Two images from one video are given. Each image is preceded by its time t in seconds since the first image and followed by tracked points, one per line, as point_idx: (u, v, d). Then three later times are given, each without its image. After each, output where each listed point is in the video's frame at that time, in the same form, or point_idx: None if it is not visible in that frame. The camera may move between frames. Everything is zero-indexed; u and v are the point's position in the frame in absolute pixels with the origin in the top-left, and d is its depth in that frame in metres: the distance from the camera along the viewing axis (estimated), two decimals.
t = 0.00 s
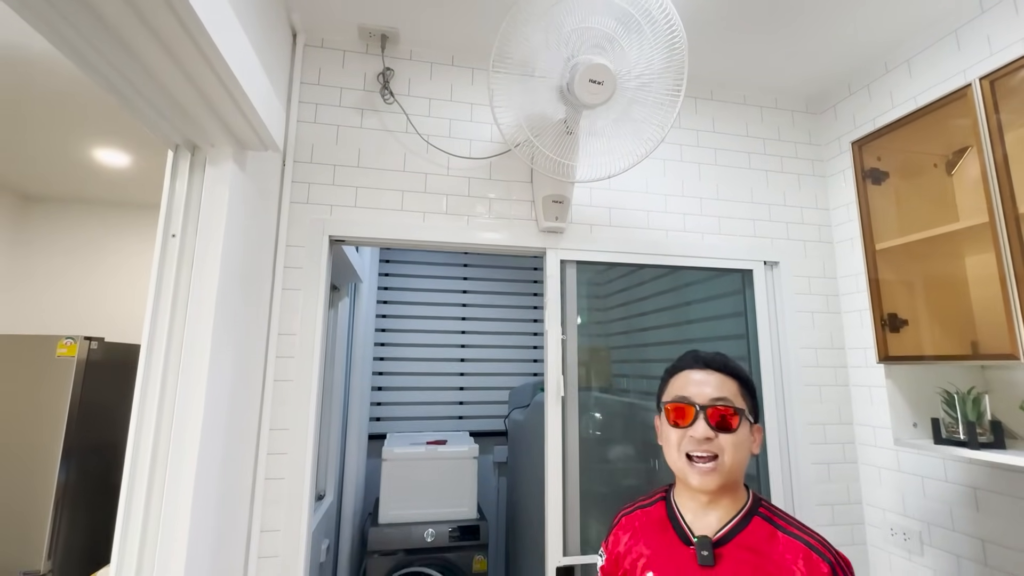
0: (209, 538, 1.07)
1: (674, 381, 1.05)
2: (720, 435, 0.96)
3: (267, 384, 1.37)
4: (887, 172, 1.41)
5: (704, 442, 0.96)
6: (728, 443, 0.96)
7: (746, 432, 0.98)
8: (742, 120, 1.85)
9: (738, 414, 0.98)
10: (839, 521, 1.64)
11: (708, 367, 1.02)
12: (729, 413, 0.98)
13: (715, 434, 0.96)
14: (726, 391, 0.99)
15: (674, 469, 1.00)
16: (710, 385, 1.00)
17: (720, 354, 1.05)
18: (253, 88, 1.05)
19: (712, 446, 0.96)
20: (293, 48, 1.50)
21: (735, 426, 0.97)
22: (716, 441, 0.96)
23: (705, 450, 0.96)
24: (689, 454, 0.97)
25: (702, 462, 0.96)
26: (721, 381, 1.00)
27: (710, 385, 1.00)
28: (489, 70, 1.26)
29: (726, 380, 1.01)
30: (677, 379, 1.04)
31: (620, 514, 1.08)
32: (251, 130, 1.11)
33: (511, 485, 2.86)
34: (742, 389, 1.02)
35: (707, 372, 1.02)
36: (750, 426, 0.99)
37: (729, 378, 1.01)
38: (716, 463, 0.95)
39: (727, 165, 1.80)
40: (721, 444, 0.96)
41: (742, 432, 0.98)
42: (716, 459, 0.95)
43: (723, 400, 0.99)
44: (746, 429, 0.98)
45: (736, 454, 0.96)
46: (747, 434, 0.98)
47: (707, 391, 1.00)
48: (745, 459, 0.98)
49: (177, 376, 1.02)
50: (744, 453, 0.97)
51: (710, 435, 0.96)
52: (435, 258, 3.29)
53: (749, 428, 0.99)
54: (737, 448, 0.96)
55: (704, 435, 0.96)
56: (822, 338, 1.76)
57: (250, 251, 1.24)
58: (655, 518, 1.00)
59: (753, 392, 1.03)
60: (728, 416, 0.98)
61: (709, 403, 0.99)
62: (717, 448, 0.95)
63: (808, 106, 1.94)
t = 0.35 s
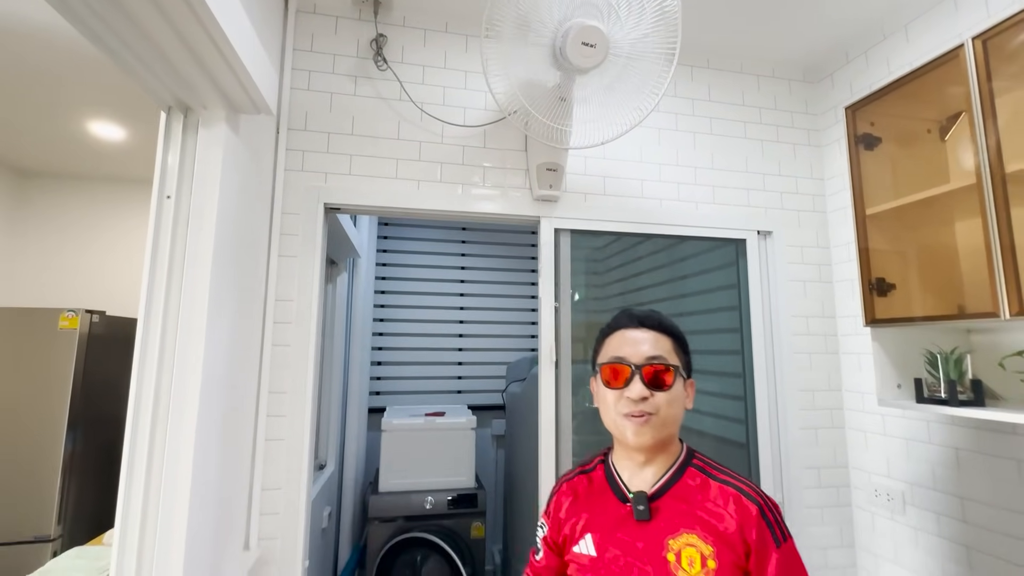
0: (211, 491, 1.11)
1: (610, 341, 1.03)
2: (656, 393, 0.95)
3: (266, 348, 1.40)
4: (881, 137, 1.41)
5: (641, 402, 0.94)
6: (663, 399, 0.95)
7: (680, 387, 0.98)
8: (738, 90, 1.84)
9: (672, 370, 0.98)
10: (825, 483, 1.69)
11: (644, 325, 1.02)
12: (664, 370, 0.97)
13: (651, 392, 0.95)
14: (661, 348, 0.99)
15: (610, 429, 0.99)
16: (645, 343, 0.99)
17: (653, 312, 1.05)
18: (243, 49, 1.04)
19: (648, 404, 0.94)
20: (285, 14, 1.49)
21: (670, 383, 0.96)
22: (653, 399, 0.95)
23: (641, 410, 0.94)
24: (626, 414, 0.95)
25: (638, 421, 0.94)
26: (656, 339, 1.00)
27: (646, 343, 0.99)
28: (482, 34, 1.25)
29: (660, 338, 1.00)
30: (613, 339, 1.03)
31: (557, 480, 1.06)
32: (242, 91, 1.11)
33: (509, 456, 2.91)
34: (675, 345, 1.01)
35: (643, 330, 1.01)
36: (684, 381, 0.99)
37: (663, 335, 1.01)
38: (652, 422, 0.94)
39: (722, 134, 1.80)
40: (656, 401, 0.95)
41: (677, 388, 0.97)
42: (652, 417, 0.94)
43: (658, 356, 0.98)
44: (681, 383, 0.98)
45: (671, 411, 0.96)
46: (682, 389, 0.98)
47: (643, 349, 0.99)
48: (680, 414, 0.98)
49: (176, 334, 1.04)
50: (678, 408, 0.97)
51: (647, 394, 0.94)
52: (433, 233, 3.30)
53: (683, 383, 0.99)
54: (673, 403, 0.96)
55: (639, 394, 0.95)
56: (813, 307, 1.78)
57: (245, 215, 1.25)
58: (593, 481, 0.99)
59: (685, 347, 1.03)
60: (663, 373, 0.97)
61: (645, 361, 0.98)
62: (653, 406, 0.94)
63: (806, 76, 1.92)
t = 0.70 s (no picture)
0: (213, 454, 1.19)
1: (542, 327, 0.97)
2: (592, 377, 0.92)
3: (262, 323, 1.47)
4: (851, 119, 1.48)
5: (580, 389, 0.92)
6: (600, 380, 0.93)
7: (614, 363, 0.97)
8: (722, 71, 1.87)
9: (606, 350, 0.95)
10: (798, 451, 1.78)
11: (574, 307, 0.97)
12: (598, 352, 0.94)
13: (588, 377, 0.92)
14: (593, 330, 0.95)
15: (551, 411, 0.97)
16: (577, 327, 0.94)
17: (582, 287, 1.00)
18: (232, 35, 1.09)
19: (584, 389, 0.92)
20: None
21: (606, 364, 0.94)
22: (591, 383, 0.92)
23: (578, 396, 0.92)
24: (564, 400, 0.93)
25: (576, 405, 0.93)
26: (588, 320, 0.95)
27: (579, 328, 0.94)
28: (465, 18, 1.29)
29: (591, 317, 0.96)
30: (545, 324, 0.97)
31: (504, 435, 1.11)
32: (233, 76, 1.16)
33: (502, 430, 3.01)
34: (605, 321, 0.98)
35: (574, 313, 0.96)
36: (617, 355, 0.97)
37: (593, 314, 0.97)
38: (590, 404, 0.93)
39: (705, 115, 1.84)
40: (593, 384, 0.93)
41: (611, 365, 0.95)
42: (589, 400, 0.93)
43: (592, 340, 0.94)
44: (615, 359, 0.97)
45: (608, 389, 0.94)
46: (616, 363, 0.97)
47: (577, 335, 0.94)
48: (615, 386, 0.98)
49: (176, 307, 1.11)
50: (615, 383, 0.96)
51: (585, 381, 0.92)
52: (428, 214, 3.34)
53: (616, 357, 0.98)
54: (611, 381, 0.95)
55: (575, 381, 0.92)
56: (791, 285, 1.84)
57: (238, 196, 1.31)
58: (540, 442, 1.04)
59: (615, 319, 1.00)
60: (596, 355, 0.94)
61: (579, 347, 0.93)
62: (590, 389, 0.93)
63: (790, 57, 1.95)
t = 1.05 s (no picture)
0: (218, 418, 1.29)
1: (525, 299, 0.96)
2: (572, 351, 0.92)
3: (262, 300, 1.56)
4: (820, 104, 1.55)
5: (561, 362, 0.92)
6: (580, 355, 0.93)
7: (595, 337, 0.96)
8: (705, 55, 1.92)
9: (587, 324, 0.94)
10: (770, 421, 1.88)
11: (559, 281, 0.95)
12: (580, 326, 0.93)
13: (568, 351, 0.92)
14: (576, 305, 0.93)
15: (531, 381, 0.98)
16: (560, 302, 0.93)
17: (568, 260, 0.98)
18: (226, 25, 1.15)
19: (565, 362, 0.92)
20: None
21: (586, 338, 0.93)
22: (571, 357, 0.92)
23: (558, 368, 0.92)
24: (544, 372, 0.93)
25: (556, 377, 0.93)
26: (571, 295, 0.94)
27: (562, 302, 0.92)
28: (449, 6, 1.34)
29: (575, 292, 0.95)
30: (529, 297, 0.95)
31: (483, 406, 1.08)
32: (229, 65, 1.23)
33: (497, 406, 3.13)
34: (589, 294, 0.97)
35: (559, 287, 0.94)
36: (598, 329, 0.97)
37: (577, 288, 0.95)
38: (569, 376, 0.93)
39: (688, 99, 1.89)
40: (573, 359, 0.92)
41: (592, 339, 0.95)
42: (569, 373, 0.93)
43: (574, 314, 0.93)
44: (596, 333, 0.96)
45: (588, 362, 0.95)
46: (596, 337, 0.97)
47: (559, 309, 0.93)
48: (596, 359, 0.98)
49: (183, 283, 1.20)
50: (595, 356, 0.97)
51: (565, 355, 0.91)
52: (425, 196, 3.41)
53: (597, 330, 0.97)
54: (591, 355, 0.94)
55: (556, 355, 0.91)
56: (768, 264, 1.92)
57: (237, 179, 1.39)
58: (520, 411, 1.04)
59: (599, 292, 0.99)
60: (578, 330, 0.93)
61: (561, 322, 0.92)
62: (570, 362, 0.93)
63: (773, 41, 1.99)
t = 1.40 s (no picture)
0: (228, 394, 1.37)
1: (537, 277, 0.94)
2: (572, 333, 0.87)
3: (267, 283, 1.63)
4: (804, 92, 1.59)
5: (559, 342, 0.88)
6: (581, 337, 0.88)
7: (603, 322, 0.90)
8: (696, 42, 1.95)
9: (596, 309, 0.89)
10: (755, 399, 1.96)
11: (569, 261, 0.91)
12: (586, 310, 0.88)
13: (568, 332, 0.87)
14: (584, 286, 0.88)
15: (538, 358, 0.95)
16: (568, 281, 0.89)
17: (583, 241, 0.93)
18: (227, 18, 1.20)
19: (564, 343, 0.88)
20: None
21: (591, 322, 0.88)
22: (571, 338, 0.88)
23: (557, 348, 0.88)
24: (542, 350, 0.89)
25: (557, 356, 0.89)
26: (582, 277, 0.89)
27: (567, 282, 0.88)
28: None
29: (587, 274, 0.90)
30: (541, 275, 0.93)
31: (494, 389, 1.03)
32: (230, 57, 1.29)
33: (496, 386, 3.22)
34: (601, 277, 0.91)
35: (568, 267, 0.90)
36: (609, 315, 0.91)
37: (590, 271, 0.90)
38: (569, 358, 0.89)
39: (678, 86, 1.93)
40: (573, 340, 0.88)
41: (599, 323, 0.90)
42: (569, 354, 0.88)
43: (581, 297, 0.88)
44: (603, 318, 0.90)
45: (591, 346, 0.89)
46: (604, 323, 0.91)
47: (565, 288, 0.88)
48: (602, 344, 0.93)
49: (192, 267, 1.27)
50: (601, 341, 0.91)
51: (564, 335, 0.87)
52: (424, 181, 3.45)
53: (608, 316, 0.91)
54: (594, 340, 0.89)
55: (554, 334, 0.88)
56: (755, 247, 1.98)
57: (241, 167, 1.45)
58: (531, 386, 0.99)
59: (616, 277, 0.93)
60: (583, 312, 0.88)
61: (565, 301, 0.88)
62: (569, 343, 0.88)
63: (764, 27, 2.02)
